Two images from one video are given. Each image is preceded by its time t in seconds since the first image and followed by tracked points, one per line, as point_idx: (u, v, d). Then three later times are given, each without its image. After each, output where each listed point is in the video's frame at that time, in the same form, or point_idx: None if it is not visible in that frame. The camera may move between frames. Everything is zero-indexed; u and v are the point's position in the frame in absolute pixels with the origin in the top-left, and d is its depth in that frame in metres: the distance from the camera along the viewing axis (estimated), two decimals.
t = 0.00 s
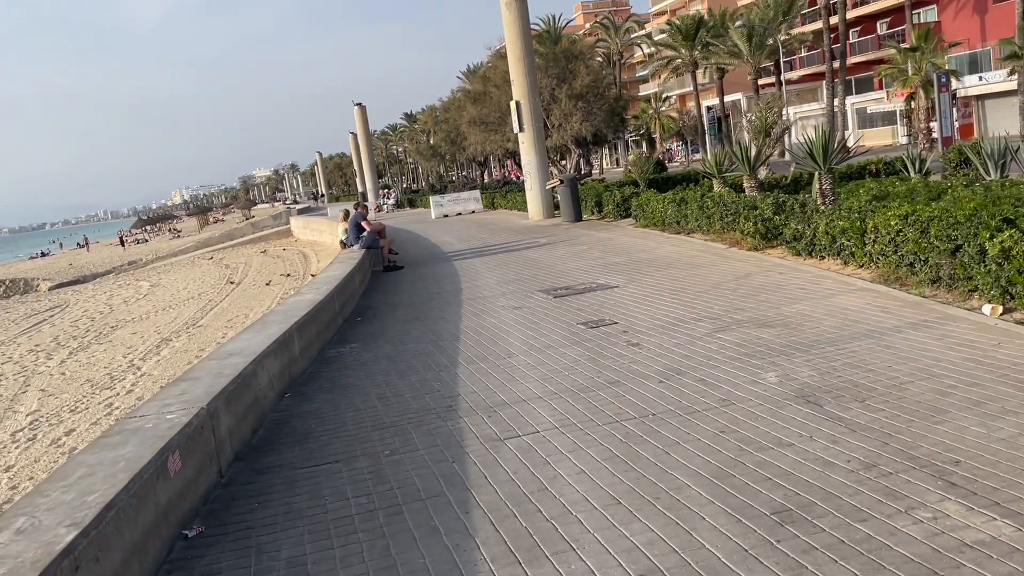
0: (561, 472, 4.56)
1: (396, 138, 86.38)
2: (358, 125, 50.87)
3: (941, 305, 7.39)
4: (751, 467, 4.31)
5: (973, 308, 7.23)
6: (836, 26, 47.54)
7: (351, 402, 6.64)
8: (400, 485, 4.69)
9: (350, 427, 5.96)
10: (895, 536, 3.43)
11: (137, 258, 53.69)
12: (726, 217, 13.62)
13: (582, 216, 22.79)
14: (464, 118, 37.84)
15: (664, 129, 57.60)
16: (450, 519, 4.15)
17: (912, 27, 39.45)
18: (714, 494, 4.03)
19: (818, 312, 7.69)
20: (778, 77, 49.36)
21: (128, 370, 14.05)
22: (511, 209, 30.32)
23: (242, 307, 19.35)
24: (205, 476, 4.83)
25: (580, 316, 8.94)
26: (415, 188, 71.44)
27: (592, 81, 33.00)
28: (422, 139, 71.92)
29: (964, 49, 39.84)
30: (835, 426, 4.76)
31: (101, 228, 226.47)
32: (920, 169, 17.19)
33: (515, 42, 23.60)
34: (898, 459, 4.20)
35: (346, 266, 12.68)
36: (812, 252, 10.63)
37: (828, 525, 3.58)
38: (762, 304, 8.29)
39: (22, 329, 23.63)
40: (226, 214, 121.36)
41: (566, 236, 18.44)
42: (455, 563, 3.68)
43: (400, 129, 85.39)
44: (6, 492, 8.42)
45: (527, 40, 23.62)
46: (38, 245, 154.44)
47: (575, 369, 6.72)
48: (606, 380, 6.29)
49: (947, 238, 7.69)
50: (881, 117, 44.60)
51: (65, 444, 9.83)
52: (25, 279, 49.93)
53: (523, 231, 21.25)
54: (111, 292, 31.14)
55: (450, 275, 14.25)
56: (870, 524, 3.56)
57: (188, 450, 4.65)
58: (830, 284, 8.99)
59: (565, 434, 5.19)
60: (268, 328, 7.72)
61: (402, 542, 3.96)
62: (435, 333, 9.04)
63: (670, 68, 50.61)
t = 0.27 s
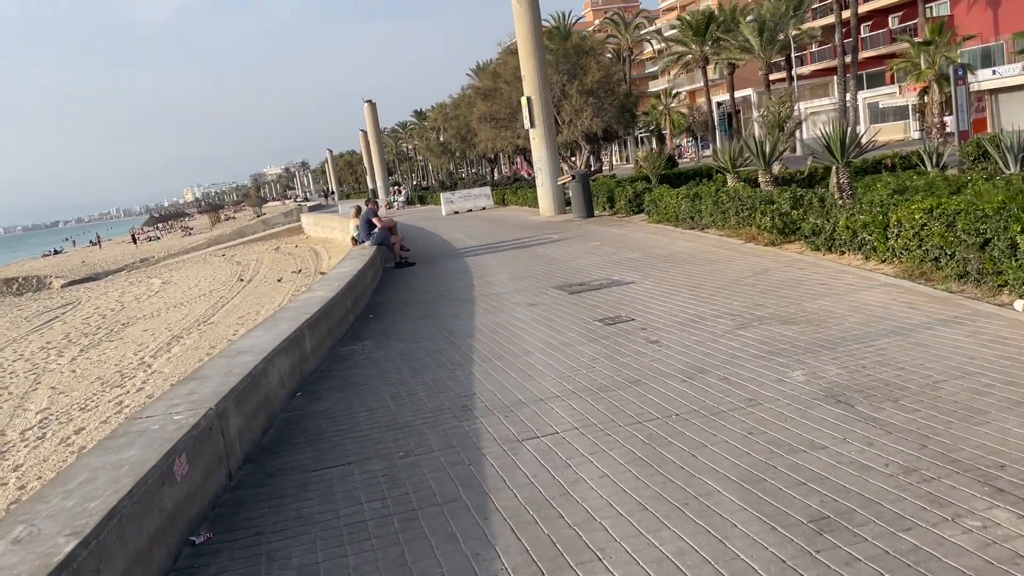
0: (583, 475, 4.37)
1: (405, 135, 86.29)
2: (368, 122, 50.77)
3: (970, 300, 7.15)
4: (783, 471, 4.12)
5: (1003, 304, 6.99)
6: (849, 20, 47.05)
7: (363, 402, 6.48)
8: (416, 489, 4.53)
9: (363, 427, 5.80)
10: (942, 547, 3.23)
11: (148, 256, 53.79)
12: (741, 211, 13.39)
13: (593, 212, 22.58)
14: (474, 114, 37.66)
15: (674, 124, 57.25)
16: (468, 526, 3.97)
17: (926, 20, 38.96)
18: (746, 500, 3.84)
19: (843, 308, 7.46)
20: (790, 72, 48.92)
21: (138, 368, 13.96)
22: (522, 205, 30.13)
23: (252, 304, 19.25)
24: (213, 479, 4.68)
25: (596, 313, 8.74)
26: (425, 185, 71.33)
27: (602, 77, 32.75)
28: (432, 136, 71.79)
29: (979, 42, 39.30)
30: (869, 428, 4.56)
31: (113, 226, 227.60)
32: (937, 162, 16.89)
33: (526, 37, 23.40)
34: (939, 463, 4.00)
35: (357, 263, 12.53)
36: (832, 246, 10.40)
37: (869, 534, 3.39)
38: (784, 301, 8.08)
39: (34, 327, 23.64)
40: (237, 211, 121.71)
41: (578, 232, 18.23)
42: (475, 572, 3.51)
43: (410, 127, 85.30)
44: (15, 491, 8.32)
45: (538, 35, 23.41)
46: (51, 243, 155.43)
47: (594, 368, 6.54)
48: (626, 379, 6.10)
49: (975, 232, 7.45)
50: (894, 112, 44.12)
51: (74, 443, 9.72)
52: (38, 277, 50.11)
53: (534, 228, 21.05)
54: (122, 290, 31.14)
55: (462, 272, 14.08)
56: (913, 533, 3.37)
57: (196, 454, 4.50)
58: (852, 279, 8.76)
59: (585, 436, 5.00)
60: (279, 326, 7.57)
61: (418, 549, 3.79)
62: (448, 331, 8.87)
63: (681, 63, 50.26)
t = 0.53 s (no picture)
0: (602, 489, 4.15)
1: (412, 133, 86.09)
2: (374, 120, 50.59)
3: (998, 301, 6.89)
4: (813, 486, 3.89)
5: None
6: (860, 15, 46.59)
7: (370, 408, 6.27)
8: (425, 503, 4.31)
9: (369, 435, 5.59)
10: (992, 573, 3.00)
11: (155, 254, 53.76)
12: (755, 209, 13.14)
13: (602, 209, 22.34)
14: (481, 112, 37.44)
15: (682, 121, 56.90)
16: (480, 544, 3.75)
17: (937, 15, 38.50)
18: (776, 518, 3.61)
19: (865, 309, 7.21)
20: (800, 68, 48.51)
21: (142, 369, 13.80)
22: (529, 202, 29.91)
23: (258, 303, 19.10)
24: (213, 492, 4.47)
25: (609, 314, 8.51)
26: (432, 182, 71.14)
27: (611, 73, 32.47)
28: (438, 133, 71.59)
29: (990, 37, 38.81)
30: (902, 440, 4.31)
31: (120, 224, 228.17)
32: (953, 159, 16.60)
33: (534, 32, 23.16)
34: (982, 479, 3.75)
35: (364, 262, 12.34)
36: (850, 245, 10.13)
37: (910, 558, 3.16)
38: (802, 302, 7.83)
39: (39, 326, 23.53)
40: (244, 209, 121.78)
41: (587, 230, 17.99)
42: None
43: (416, 124, 85.16)
44: (13, 497, 8.14)
45: (546, 31, 23.17)
46: (60, 242, 155.96)
47: (609, 372, 6.31)
48: (642, 385, 5.87)
49: (1003, 230, 7.19)
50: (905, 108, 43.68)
51: (75, 447, 9.55)
52: (45, 275, 50.11)
53: (542, 226, 20.80)
54: (128, 289, 31.03)
55: (470, 271, 13.87)
56: (959, 556, 3.13)
57: (195, 466, 4.28)
58: (873, 279, 8.52)
59: (600, 445, 4.78)
60: (283, 329, 7.37)
61: (428, 569, 3.58)
62: (457, 333, 8.66)
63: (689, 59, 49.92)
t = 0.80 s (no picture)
0: (610, 502, 3.92)
1: (414, 133, 85.89)
2: (377, 119, 50.41)
3: (1019, 302, 6.64)
4: (837, 500, 3.65)
5: None
6: (865, 13, 46.23)
7: (368, 413, 6.05)
8: (423, 515, 4.09)
9: (367, 442, 5.36)
10: None
11: (157, 254, 53.61)
12: (762, 208, 12.91)
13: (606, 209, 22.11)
14: (484, 111, 37.22)
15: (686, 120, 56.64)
16: (482, 562, 3.53)
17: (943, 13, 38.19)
18: (798, 535, 3.38)
19: (880, 310, 6.97)
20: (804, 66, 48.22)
21: (139, 370, 13.60)
22: (532, 202, 29.69)
23: (258, 303, 18.89)
24: (201, 504, 4.25)
25: (614, 315, 8.28)
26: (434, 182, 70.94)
27: (614, 71, 32.20)
28: (441, 133, 71.40)
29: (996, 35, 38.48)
30: (928, 450, 4.08)
31: (124, 224, 228.42)
32: (961, 156, 16.35)
33: (537, 30, 22.93)
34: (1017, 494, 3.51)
35: (365, 262, 12.13)
36: (861, 245, 9.90)
37: None
38: (814, 302, 7.60)
39: (38, 327, 23.36)
40: (246, 209, 121.67)
41: (591, 230, 17.75)
42: None
43: (419, 124, 84.98)
44: (3, 504, 7.93)
45: (549, 28, 22.95)
46: (63, 241, 155.97)
47: (615, 376, 6.09)
48: (650, 390, 5.64)
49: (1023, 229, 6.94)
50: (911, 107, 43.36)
51: (69, 451, 9.34)
52: (47, 275, 49.98)
53: (545, 225, 20.55)
54: (129, 289, 30.87)
55: (472, 270, 13.64)
56: None
57: (181, 476, 4.07)
58: (886, 280, 8.28)
59: (608, 454, 4.55)
60: (279, 330, 7.15)
61: None
62: (458, 335, 8.43)
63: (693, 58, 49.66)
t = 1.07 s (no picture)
0: (615, 532, 3.67)
1: (411, 133, 85.64)
2: (373, 120, 50.14)
3: None
4: (858, 532, 3.41)
5: None
6: (863, 14, 46.09)
7: (361, 428, 5.80)
8: (416, 544, 3.84)
9: (358, 461, 5.11)
10: None
11: (152, 256, 53.27)
12: (765, 211, 12.68)
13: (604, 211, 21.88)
14: (481, 112, 36.99)
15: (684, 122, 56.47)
16: None
17: (942, 14, 38.04)
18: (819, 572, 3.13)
19: (891, 320, 6.74)
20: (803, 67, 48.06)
21: (129, 377, 13.32)
22: (530, 203, 29.45)
23: (252, 307, 18.62)
24: (180, 532, 4.00)
25: (615, 323, 8.04)
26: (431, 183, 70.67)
27: (612, 72, 32.02)
28: (438, 134, 71.16)
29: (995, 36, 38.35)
30: (954, 474, 3.84)
31: (120, 224, 227.82)
32: (965, 158, 16.15)
33: (535, 31, 22.70)
34: None
35: (359, 266, 11.88)
36: (868, 250, 9.67)
37: None
38: (822, 311, 7.37)
39: (30, 330, 23.06)
40: (242, 210, 121.25)
41: (590, 232, 17.52)
42: None
43: (416, 125, 84.74)
44: None
45: (548, 29, 22.72)
46: (59, 242, 155.34)
47: (619, 389, 5.85)
48: (655, 405, 5.39)
49: None
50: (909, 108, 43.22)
51: (54, 463, 9.07)
52: (41, 277, 49.61)
53: (543, 228, 20.31)
54: (122, 291, 30.56)
55: (469, 275, 13.40)
56: None
57: (157, 504, 3.81)
58: (896, 287, 8.04)
59: (611, 477, 4.30)
60: (268, 341, 6.90)
61: None
62: (455, 344, 8.18)
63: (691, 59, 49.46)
